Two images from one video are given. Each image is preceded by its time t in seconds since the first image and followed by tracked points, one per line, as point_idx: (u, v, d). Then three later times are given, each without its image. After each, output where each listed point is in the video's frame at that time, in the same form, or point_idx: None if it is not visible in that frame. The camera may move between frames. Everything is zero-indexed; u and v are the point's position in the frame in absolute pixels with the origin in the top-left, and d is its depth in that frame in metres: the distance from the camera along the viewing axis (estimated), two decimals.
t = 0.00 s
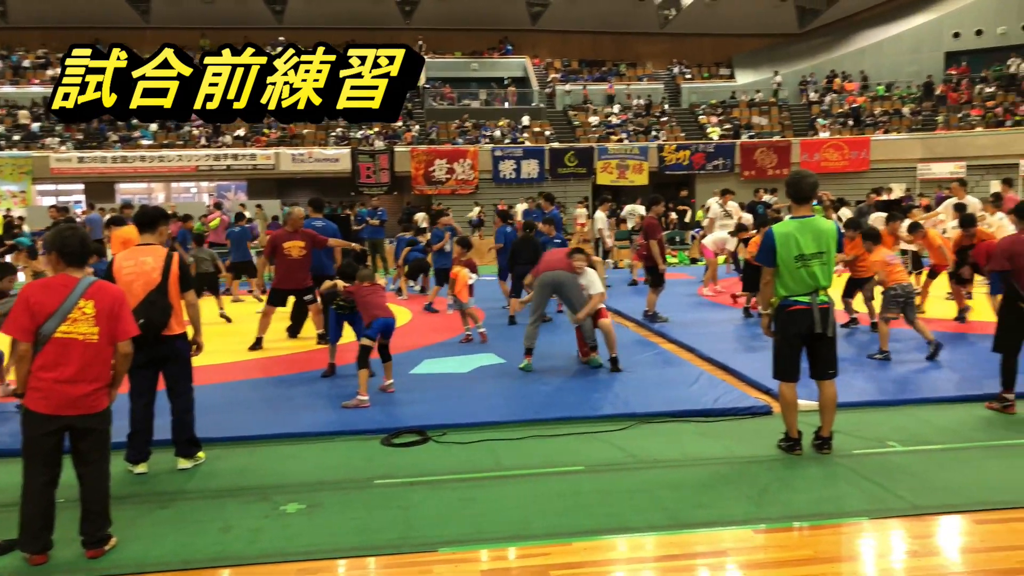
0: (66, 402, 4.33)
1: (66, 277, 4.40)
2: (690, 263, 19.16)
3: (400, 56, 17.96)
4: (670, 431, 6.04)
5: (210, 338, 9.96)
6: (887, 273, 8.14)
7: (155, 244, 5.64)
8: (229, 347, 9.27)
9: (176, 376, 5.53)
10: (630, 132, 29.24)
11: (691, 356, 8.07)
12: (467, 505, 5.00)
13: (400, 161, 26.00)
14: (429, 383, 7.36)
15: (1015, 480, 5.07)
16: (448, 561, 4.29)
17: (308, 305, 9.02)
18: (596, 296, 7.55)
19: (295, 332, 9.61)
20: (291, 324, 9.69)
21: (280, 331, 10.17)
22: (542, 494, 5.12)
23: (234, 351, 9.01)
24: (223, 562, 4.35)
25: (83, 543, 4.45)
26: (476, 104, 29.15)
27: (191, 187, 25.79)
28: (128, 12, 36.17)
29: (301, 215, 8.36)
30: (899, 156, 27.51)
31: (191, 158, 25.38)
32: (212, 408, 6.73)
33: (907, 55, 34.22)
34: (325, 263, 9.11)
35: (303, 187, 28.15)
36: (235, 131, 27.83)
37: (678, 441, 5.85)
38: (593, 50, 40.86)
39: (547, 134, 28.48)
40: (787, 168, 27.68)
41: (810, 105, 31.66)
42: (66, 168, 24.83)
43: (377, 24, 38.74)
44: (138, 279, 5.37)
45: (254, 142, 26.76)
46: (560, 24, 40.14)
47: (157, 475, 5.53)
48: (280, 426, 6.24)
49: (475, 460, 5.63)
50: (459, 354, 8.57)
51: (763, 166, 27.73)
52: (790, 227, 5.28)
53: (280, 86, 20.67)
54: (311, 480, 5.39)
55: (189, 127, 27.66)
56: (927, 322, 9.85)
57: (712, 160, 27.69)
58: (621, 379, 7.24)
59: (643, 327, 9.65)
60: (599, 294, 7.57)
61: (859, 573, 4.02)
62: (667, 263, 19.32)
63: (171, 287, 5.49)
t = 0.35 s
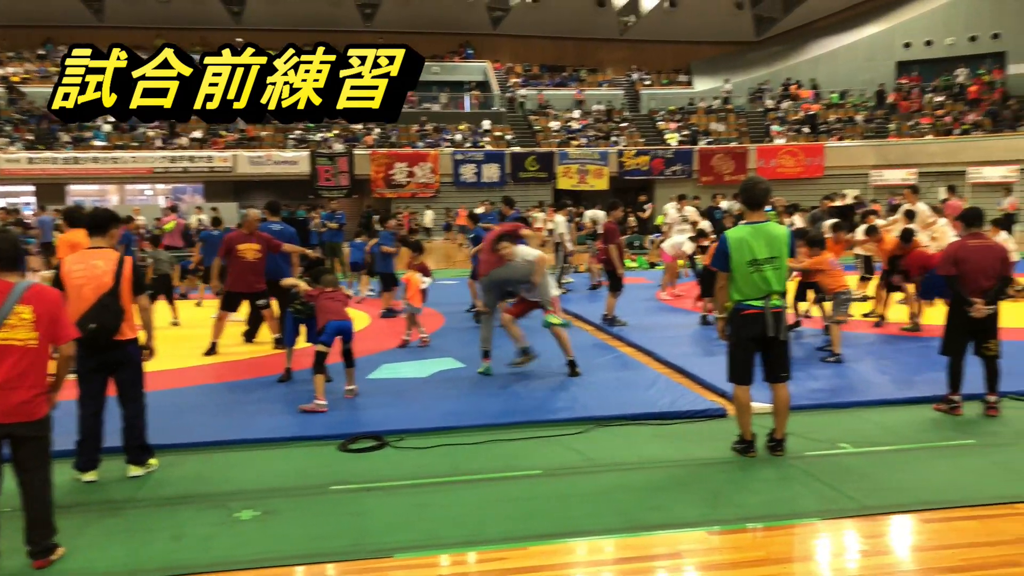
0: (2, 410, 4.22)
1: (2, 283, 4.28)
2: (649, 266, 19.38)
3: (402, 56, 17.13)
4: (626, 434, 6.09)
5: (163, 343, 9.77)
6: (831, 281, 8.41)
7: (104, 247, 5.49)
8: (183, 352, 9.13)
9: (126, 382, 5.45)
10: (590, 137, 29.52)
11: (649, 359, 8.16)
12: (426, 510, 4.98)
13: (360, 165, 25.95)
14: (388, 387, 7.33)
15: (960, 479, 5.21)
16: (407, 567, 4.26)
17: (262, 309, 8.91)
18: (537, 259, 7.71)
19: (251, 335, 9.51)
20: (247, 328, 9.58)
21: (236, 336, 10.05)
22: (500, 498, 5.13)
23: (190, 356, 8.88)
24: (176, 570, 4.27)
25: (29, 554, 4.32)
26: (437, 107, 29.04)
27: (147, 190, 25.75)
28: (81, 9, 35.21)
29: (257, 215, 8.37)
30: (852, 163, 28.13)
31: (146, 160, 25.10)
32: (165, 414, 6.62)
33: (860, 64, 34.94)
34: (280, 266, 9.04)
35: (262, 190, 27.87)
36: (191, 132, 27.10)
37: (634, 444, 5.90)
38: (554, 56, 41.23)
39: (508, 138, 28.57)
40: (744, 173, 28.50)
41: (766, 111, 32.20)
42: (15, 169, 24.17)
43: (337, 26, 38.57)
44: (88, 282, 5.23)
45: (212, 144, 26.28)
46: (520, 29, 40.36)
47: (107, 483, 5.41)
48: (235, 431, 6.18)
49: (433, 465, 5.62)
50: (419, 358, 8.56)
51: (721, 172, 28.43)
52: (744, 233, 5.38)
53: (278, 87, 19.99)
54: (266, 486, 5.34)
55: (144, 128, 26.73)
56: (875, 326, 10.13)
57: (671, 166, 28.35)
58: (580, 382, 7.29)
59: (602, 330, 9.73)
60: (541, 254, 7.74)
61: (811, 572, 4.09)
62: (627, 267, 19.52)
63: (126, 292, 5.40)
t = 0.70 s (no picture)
0: None
1: None
2: (593, 266, 19.59)
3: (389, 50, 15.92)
4: (568, 432, 6.13)
5: (97, 343, 9.49)
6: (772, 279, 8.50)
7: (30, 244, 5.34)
8: (118, 352, 8.88)
9: (54, 383, 5.29)
10: (537, 137, 29.64)
11: (592, 358, 8.24)
12: (367, 511, 4.93)
13: (303, 162, 25.60)
14: (330, 387, 7.26)
15: (889, 473, 5.38)
16: (349, 567, 4.20)
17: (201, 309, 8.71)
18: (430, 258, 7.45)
19: (190, 335, 9.32)
20: (186, 328, 9.38)
21: (176, 336, 9.83)
22: (442, 497, 5.11)
23: (125, 356, 8.66)
24: None
25: None
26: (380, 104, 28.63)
27: (80, 186, 24.78)
28: None
29: (202, 215, 8.14)
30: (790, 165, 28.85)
31: (80, 155, 24.11)
32: (98, 416, 6.44)
33: (800, 69, 35.73)
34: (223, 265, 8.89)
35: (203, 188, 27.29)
36: (129, 127, 26.22)
37: (575, 442, 5.94)
38: (499, 55, 41.43)
39: (454, 137, 28.50)
40: (687, 175, 29.14)
41: (709, 115, 32.78)
42: None
43: (280, 22, 38.09)
44: (14, 280, 5.08)
45: (151, 140, 25.52)
46: (468, 28, 40.39)
47: (33, 488, 5.22)
48: (171, 433, 6.04)
49: (375, 465, 5.57)
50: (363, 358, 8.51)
51: (664, 173, 29.15)
52: (684, 233, 5.46)
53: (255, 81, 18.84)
54: (204, 488, 5.23)
55: (78, 122, 25.72)
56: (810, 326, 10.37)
57: (617, 167, 29.01)
58: (524, 382, 7.32)
59: (546, 330, 9.80)
60: (435, 250, 7.45)
61: (747, 566, 4.17)
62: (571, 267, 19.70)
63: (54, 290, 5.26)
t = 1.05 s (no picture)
0: None
1: None
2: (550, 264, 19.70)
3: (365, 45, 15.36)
4: (523, 432, 6.17)
5: (40, 347, 9.25)
6: (712, 274, 8.66)
7: None
8: (64, 356, 8.68)
9: None
10: (493, 136, 29.59)
11: (548, 357, 8.31)
12: (322, 512, 4.90)
13: (257, 161, 25.50)
14: (285, 389, 7.22)
15: (837, 467, 5.52)
16: (305, 569, 4.16)
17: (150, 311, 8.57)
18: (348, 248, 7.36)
19: (139, 338, 9.17)
20: (135, 331, 9.22)
21: (125, 338, 9.67)
22: (398, 498, 5.10)
23: (71, 360, 8.47)
24: None
25: None
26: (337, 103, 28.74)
27: (26, 185, 24.21)
28: None
29: (146, 212, 8.05)
30: (742, 166, 29.36)
31: (25, 153, 23.26)
32: (42, 422, 6.29)
33: (751, 71, 36.19)
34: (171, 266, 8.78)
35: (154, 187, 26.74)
36: (76, 125, 25.52)
37: (531, 441, 5.99)
38: (455, 55, 41.40)
39: (410, 136, 28.35)
40: (642, 175, 29.51)
41: (663, 115, 33.13)
42: None
43: (231, 19, 37.54)
44: None
45: (98, 139, 24.94)
46: (423, 27, 40.29)
47: None
48: (119, 438, 5.94)
49: (329, 467, 5.54)
50: (318, 360, 8.46)
51: (620, 173, 29.46)
52: (637, 232, 5.53)
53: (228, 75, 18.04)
54: (154, 493, 5.15)
55: (21, 120, 24.62)
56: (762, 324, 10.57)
57: (573, 167, 29.11)
58: (481, 382, 7.35)
59: (503, 329, 9.84)
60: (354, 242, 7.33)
61: (700, 561, 4.23)
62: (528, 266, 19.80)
63: None
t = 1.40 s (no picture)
0: None
1: None
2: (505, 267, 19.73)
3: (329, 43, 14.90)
4: (477, 434, 6.18)
5: None
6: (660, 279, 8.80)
7: None
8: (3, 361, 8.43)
9: None
10: (448, 138, 29.47)
11: (503, 360, 8.34)
12: (274, 517, 4.86)
13: (207, 161, 25.10)
14: (236, 393, 7.13)
15: (786, 465, 5.64)
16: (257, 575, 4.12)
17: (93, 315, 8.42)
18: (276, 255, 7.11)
19: (84, 342, 8.99)
20: (81, 336, 9.05)
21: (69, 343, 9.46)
22: (351, 502, 5.08)
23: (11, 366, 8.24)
24: None
25: None
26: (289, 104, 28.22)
27: None
28: None
29: (84, 212, 7.94)
30: (696, 169, 30.38)
31: None
32: None
33: (704, 75, 36.56)
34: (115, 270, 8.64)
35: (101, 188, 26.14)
36: (18, 124, 24.80)
37: (484, 444, 6.01)
38: (410, 55, 41.30)
39: (364, 136, 28.12)
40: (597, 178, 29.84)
41: (618, 119, 33.38)
42: None
43: (181, 17, 36.88)
44: None
45: (41, 137, 24.31)
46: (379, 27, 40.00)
47: None
48: (62, 445, 5.81)
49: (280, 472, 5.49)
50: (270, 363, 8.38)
51: (575, 176, 29.74)
52: (589, 235, 5.56)
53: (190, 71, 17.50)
54: (99, 501, 5.04)
55: None
56: (713, 326, 10.73)
57: (528, 170, 29.28)
58: (435, 385, 7.35)
59: (458, 331, 9.84)
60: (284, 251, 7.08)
61: (654, 560, 4.28)
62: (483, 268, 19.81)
63: None
